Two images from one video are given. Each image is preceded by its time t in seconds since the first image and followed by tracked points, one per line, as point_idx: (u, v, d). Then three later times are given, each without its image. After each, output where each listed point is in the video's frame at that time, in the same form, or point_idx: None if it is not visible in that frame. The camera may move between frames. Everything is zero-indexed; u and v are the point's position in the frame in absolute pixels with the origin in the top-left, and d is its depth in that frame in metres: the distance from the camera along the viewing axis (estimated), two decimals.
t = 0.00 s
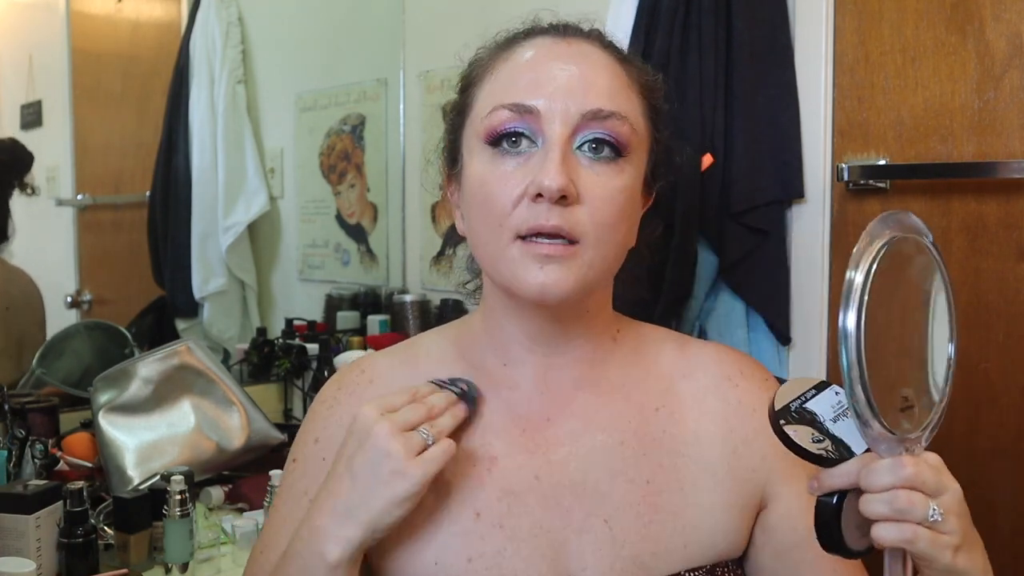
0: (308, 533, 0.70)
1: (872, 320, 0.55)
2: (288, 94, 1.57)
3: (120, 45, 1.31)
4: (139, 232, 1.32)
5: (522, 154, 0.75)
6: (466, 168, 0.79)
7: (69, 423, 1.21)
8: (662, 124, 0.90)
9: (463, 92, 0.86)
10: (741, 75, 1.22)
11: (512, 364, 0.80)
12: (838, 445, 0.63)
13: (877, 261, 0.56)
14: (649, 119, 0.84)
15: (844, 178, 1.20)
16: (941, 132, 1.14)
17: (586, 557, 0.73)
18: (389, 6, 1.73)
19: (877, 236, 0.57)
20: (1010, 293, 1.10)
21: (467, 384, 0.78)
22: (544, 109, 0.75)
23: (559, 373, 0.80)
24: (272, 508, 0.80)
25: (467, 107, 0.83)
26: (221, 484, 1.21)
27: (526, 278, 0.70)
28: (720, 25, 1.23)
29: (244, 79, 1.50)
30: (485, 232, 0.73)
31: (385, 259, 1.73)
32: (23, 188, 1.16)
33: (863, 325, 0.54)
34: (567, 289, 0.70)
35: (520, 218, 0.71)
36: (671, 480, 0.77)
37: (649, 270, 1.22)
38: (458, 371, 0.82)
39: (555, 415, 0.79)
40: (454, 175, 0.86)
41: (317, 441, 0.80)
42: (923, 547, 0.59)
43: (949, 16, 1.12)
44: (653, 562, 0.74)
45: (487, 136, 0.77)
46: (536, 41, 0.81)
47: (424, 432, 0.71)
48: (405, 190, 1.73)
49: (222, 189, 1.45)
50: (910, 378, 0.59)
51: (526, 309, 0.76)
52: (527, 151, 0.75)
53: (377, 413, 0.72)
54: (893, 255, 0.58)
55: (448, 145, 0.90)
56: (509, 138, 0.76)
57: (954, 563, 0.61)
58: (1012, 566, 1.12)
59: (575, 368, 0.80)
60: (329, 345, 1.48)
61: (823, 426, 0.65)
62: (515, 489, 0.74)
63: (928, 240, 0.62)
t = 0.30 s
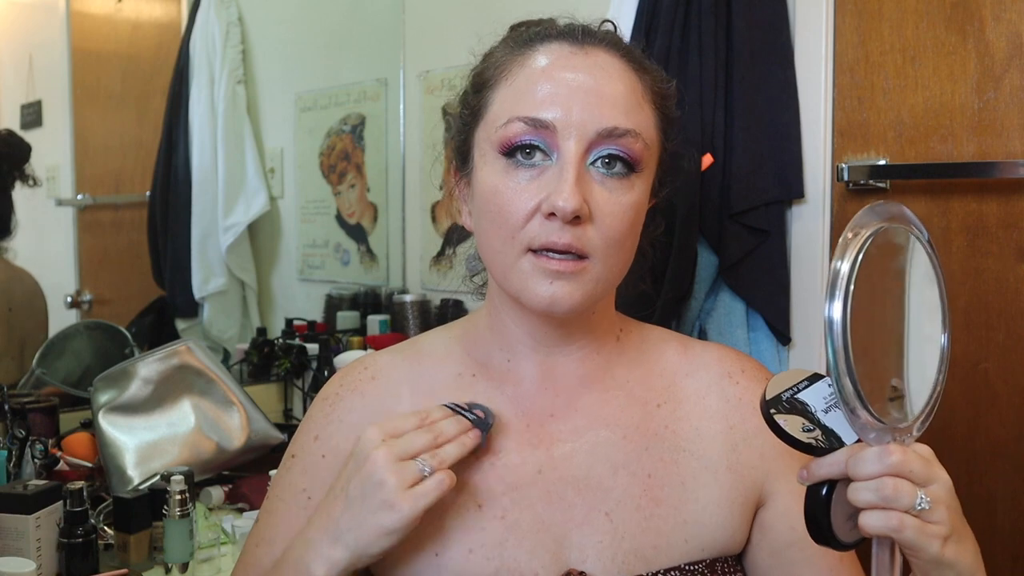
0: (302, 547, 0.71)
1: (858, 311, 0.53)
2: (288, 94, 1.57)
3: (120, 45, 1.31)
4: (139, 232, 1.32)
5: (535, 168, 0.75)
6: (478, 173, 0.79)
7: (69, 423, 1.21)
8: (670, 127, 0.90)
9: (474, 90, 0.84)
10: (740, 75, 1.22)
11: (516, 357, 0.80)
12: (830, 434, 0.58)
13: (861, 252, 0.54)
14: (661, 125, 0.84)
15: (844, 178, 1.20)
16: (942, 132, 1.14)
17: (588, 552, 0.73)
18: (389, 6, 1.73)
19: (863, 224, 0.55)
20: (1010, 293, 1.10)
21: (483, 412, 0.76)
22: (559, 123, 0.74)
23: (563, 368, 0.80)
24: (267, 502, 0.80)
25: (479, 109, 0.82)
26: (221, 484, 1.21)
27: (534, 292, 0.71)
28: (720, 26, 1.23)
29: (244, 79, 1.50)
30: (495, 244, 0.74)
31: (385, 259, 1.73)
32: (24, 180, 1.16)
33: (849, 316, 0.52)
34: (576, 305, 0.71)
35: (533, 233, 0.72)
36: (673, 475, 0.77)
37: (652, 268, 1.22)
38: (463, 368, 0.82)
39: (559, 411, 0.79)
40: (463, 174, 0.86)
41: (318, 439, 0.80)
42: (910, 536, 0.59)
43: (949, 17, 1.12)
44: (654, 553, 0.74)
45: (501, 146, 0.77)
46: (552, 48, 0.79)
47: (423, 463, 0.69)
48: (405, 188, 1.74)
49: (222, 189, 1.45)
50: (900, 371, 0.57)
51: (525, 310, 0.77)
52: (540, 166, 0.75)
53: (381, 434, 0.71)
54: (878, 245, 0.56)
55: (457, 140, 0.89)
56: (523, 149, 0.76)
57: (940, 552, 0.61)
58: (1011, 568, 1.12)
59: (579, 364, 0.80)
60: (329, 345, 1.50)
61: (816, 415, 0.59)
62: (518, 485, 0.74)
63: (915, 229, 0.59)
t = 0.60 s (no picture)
0: (421, 547, 0.67)
1: (772, 290, 0.55)
2: (288, 94, 1.57)
3: (120, 45, 1.31)
4: (139, 232, 1.32)
5: (598, 180, 0.74)
6: (530, 183, 0.76)
7: (69, 423, 1.21)
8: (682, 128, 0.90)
9: (509, 90, 0.81)
10: (741, 75, 1.22)
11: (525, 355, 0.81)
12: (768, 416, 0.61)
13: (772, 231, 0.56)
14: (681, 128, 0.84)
15: (844, 178, 1.21)
16: (942, 132, 1.14)
17: (592, 544, 0.75)
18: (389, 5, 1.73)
19: (773, 203, 0.56)
20: (1010, 293, 1.10)
21: (585, 434, 0.78)
22: (625, 136, 0.73)
23: (568, 363, 0.80)
24: (285, 500, 0.76)
25: (520, 112, 0.79)
26: (221, 484, 1.21)
27: (585, 298, 0.73)
28: (721, 26, 1.23)
29: (244, 79, 1.50)
30: (558, 256, 0.74)
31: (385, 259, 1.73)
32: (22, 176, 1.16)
33: (758, 296, 0.54)
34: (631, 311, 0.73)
35: (602, 245, 0.72)
36: (676, 468, 0.79)
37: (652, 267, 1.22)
38: (471, 362, 0.82)
39: (567, 403, 0.80)
40: (488, 173, 0.83)
41: (332, 431, 0.78)
42: (842, 513, 0.57)
43: (948, 17, 1.12)
44: (659, 543, 0.76)
45: (560, 155, 0.75)
46: (606, 59, 0.78)
47: (558, 479, 0.70)
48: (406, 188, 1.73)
49: (222, 189, 1.45)
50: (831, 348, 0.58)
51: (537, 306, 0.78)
52: (604, 179, 0.74)
53: (517, 440, 0.69)
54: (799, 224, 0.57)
55: (478, 141, 0.85)
56: (584, 161, 0.74)
57: (879, 531, 0.60)
58: (1011, 568, 1.11)
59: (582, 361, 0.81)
60: (329, 345, 1.50)
61: (755, 397, 0.62)
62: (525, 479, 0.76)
63: (850, 207, 0.59)
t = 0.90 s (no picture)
0: (501, 540, 0.67)
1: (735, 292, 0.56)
2: (288, 94, 1.57)
3: (120, 45, 1.31)
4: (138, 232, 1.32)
5: (594, 178, 0.74)
6: (527, 179, 0.76)
7: (69, 423, 1.21)
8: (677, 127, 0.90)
9: (506, 90, 0.81)
10: (741, 75, 1.22)
11: (523, 354, 0.82)
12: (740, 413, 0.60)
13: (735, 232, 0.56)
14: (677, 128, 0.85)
15: (844, 178, 1.21)
16: (942, 132, 1.13)
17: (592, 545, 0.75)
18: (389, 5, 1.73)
19: (738, 203, 0.57)
20: (1010, 292, 1.10)
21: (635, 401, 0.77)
22: (622, 134, 0.73)
23: (563, 362, 0.82)
24: (301, 497, 0.75)
25: (518, 111, 0.79)
26: (221, 484, 1.21)
27: (584, 295, 0.73)
28: (721, 26, 1.23)
29: (244, 79, 1.50)
30: (553, 251, 0.74)
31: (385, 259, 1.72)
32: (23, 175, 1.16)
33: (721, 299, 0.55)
34: (626, 306, 0.73)
35: (599, 241, 0.73)
36: (673, 468, 0.80)
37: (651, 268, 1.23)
38: (470, 362, 0.84)
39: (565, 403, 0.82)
40: (484, 171, 0.83)
41: (343, 426, 0.78)
42: (808, 513, 0.56)
43: (948, 17, 1.12)
44: (657, 543, 0.77)
45: (556, 154, 0.75)
46: (604, 59, 0.78)
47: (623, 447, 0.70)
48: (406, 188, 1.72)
49: (222, 189, 1.45)
50: (799, 347, 0.58)
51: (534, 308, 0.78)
52: (600, 176, 0.74)
53: (573, 419, 0.70)
54: (764, 224, 0.58)
55: (475, 140, 0.85)
56: (581, 159, 0.74)
57: (847, 532, 0.59)
58: (1011, 569, 1.11)
59: (574, 361, 0.83)
60: (328, 345, 1.50)
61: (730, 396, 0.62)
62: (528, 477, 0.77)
63: (822, 205, 0.60)
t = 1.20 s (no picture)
0: (562, 520, 0.67)
1: (736, 281, 0.56)
2: (288, 94, 1.57)
3: (120, 45, 1.31)
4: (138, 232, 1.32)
5: (592, 178, 0.74)
6: (523, 174, 0.76)
7: (69, 423, 1.21)
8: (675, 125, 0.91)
9: (510, 84, 0.81)
10: (741, 74, 1.22)
11: (516, 358, 0.83)
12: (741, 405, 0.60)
13: (740, 221, 0.57)
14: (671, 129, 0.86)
15: (844, 178, 1.21)
16: (942, 132, 1.14)
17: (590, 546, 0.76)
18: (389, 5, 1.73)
19: (744, 192, 0.57)
20: (1009, 293, 1.10)
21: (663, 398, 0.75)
22: (624, 138, 0.73)
23: (557, 364, 0.83)
24: (319, 495, 0.73)
25: (520, 106, 0.79)
26: (221, 484, 1.21)
27: (575, 296, 0.74)
28: (721, 26, 1.23)
29: (244, 78, 1.51)
30: (544, 247, 0.74)
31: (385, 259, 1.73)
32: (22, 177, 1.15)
33: (722, 288, 0.56)
34: (616, 308, 0.74)
35: (592, 241, 0.73)
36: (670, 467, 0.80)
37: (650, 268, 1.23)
38: (466, 365, 0.84)
39: (560, 405, 0.82)
40: (479, 163, 0.83)
41: (350, 423, 0.77)
42: (805, 507, 0.56)
43: (948, 17, 1.12)
44: (654, 543, 0.78)
45: (557, 151, 0.75)
46: (610, 62, 0.78)
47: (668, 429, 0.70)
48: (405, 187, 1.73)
49: (222, 189, 1.45)
50: (802, 339, 0.59)
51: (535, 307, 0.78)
52: (598, 177, 0.74)
53: (622, 404, 0.70)
54: (771, 215, 0.58)
55: (471, 131, 0.85)
56: (581, 159, 0.74)
57: (845, 525, 0.58)
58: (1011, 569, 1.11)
59: (569, 362, 0.83)
60: (329, 345, 1.49)
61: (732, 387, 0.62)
62: (530, 477, 0.77)
63: (833, 198, 0.60)
